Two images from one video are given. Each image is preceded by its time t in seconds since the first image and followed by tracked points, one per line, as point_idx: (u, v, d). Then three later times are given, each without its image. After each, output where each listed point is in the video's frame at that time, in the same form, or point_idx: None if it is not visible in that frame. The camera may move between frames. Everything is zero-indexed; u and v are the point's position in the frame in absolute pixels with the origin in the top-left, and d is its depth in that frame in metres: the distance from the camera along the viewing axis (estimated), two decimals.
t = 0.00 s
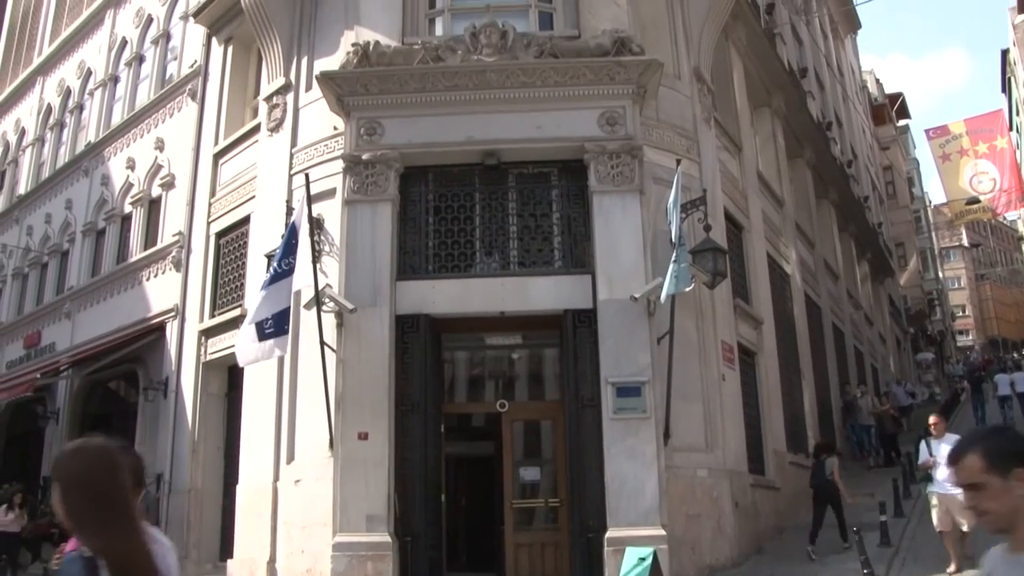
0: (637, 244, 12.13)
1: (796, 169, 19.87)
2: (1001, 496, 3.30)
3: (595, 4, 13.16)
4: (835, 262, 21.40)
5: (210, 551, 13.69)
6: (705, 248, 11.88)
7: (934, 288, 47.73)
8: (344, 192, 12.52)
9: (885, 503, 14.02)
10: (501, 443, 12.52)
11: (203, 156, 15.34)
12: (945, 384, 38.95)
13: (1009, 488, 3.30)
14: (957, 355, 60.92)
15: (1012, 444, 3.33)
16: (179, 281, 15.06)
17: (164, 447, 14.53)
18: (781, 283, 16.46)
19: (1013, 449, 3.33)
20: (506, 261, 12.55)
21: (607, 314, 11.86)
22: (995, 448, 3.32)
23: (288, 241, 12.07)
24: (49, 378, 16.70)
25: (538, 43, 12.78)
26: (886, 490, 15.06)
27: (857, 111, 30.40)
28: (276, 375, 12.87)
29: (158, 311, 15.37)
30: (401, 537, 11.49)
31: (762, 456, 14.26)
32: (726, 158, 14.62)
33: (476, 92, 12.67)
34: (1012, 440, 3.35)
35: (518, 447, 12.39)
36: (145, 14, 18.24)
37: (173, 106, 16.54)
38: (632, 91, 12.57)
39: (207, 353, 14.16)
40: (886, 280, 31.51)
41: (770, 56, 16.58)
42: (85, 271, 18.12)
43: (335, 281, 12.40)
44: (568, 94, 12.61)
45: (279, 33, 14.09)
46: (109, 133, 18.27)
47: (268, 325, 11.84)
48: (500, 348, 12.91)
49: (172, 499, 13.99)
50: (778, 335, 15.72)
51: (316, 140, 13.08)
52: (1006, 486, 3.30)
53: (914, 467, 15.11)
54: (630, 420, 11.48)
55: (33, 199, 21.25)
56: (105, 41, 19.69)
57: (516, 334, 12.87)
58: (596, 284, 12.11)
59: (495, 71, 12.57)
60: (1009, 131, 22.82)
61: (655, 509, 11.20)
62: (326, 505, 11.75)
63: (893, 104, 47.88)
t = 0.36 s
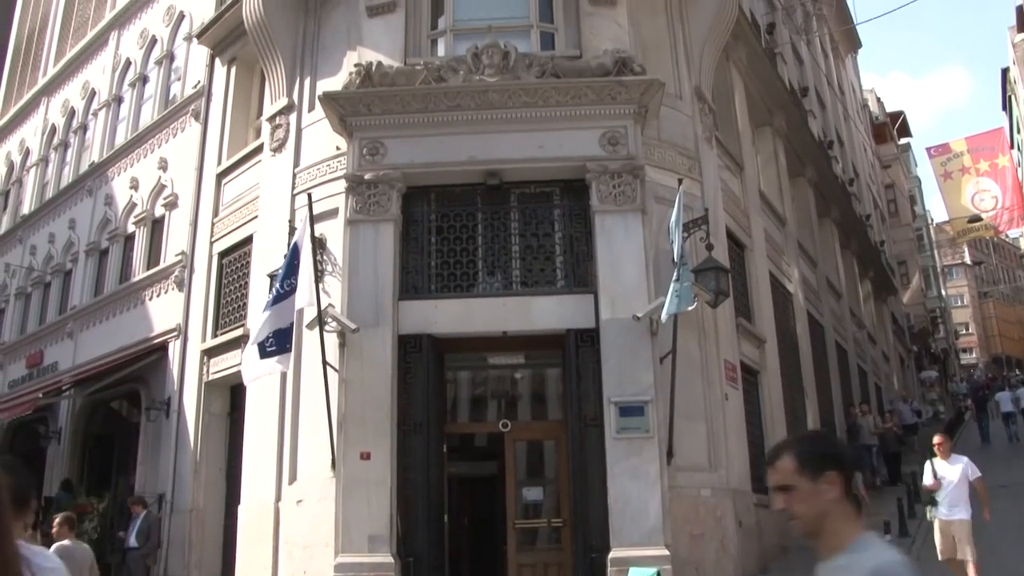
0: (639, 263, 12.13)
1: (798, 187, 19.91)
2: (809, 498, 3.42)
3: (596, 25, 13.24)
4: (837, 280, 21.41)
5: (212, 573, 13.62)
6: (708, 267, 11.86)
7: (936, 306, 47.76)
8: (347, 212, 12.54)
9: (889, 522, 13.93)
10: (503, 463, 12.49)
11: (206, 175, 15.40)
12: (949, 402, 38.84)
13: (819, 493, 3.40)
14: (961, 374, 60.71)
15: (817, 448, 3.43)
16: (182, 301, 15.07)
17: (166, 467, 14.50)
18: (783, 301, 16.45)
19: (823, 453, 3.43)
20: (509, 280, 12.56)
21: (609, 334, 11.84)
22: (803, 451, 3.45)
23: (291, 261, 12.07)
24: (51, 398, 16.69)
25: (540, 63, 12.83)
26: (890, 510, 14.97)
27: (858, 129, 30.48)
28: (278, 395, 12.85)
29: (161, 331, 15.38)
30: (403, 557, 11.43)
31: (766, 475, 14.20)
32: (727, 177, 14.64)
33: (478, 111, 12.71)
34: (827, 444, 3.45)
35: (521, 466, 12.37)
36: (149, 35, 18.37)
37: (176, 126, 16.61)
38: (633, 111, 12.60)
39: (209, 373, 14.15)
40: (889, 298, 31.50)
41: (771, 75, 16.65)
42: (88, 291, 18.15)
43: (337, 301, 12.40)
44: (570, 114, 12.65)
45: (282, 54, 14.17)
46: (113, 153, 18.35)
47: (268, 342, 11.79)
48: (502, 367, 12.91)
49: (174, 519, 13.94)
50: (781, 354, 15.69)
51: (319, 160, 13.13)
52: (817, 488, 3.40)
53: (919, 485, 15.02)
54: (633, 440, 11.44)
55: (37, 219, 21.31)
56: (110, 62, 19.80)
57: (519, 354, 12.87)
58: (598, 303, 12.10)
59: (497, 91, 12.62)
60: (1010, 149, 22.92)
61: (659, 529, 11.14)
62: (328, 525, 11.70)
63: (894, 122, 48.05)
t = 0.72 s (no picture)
0: (643, 283, 12.13)
1: (800, 206, 19.94)
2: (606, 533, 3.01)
3: (598, 45, 13.28)
4: (840, 298, 21.39)
5: None
6: (711, 286, 11.85)
7: (940, 324, 47.84)
8: (350, 232, 12.57)
9: (897, 542, 13.80)
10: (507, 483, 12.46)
11: (209, 196, 15.46)
12: (953, 421, 38.67)
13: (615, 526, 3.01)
14: (965, 393, 60.54)
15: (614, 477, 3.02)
16: (185, 321, 15.08)
17: (168, 487, 14.45)
18: (786, 319, 16.42)
19: (620, 484, 3.03)
20: (512, 300, 12.57)
21: (612, 353, 11.82)
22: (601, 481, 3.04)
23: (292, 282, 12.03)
24: (54, 417, 16.66)
25: (542, 84, 12.87)
26: (896, 529, 14.87)
27: (860, 148, 30.58)
28: (281, 415, 12.83)
29: (164, 350, 15.38)
30: None
31: (770, 494, 14.13)
32: (730, 197, 14.67)
33: (481, 132, 12.75)
34: (624, 476, 3.05)
35: (524, 487, 12.36)
36: (153, 57, 18.49)
37: (180, 147, 16.68)
38: (635, 131, 12.63)
39: (212, 393, 14.14)
40: (892, 316, 31.46)
41: (772, 94, 16.71)
42: (91, 310, 18.17)
43: (340, 321, 12.40)
44: (572, 134, 12.69)
45: (286, 75, 14.25)
46: (117, 174, 18.43)
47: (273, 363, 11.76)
48: (505, 387, 12.92)
49: (175, 540, 13.87)
50: (784, 373, 15.66)
51: (322, 180, 13.17)
52: (612, 523, 3.00)
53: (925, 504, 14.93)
54: (636, 460, 11.38)
55: (41, 239, 21.37)
56: (114, 84, 19.91)
57: (522, 374, 12.87)
58: (601, 323, 12.09)
59: (499, 111, 12.66)
60: (1010, 167, 22.98)
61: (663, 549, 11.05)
62: (330, 546, 11.63)
63: (896, 141, 48.23)
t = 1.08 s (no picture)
0: (645, 302, 12.13)
1: (802, 224, 19.95)
2: (415, 556, 2.78)
3: (600, 65, 13.31)
4: (842, 316, 21.38)
5: None
6: (713, 305, 11.84)
7: (943, 342, 47.82)
8: (352, 251, 12.58)
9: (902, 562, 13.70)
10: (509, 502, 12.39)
11: (212, 215, 15.50)
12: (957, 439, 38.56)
13: (424, 550, 2.78)
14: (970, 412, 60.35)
15: (436, 501, 2.79)
16: (188, 340, 15.09)
17: (170, 507, 14.41)
18: (788, 337, 16.40)
19: (438, 506, 2.79)
20: (514, 319, 12.56)
21: (615, 372, 11.80)
22: (421, 502, 2.80)
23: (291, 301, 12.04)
24: (56, 436, 16.65)
25: (544, 103, 12.91)
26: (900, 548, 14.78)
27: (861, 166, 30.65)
28: (283, 434, 12.80)
29: (166, 369, 15.38)
30: None
31: (774, 513, 14.07)
32: (732, 216, 14.69)
33: (483, 151, 12.78)
34: (444, 498, 2.83)
35: (526, 506, 12.26)
36: (157, 77, 18.60)
37: (183, 166, 16.74)
38: (637, 150, 12.66)
39: (214, 412, 14.12)
40: (896, 334, 31.43)
41: (773, 112, 16.75)
42: (94, 329, 18.18)
43: (342, 340, 12.41)
44: (574, 154, 12.71)
45: (289, 96, 14.32)
46: (120, 193, 18.49)
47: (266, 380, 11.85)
48: (508, 407, 12.90)
49: (176, 560, 13.81)
50: (787, 391, 15.63)
51: (324, 200, 13.21)
52: (423, 549, 2.78)
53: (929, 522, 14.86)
54: (639, 479, 11.34)
55: (44, 257, 21.41)
56: (118, 104, 20.02)
57: (524, 394, 12.85)
58: (604, 343, 12.08)
59: (501, 130, 12.69)
60: (1012, 185, 23.02)
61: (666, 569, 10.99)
62: (332, 566, 11.57)
63: (897, 159, 48.38)
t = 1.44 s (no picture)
0: (646, 321, 12.12)
1: (802, 242, 19.98)
2: (217, 557, 3.08)
3: (600, 85, 13.35)
4: (844, 335, 21.37)
5: None
6: (714, 323, 11.82)
7: (946, 360, 47.77)
8: (354, 270, 12.59)
9: None
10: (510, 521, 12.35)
11: (214, 233, 15.53)
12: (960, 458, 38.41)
13: (225, 551, 3.07)
14: (974, 432, 60.06)
15: (234, 502, 3.08)
16: (188, 359, 15.08)
17: (169, 527, 14.35)
18: (790, 356, 16.38)
19: (242, 507, 3.09)
20: (515, 338, 12.55)
21: (616, 392, 11.78)
22: (221, 507, 3.09)
23: (286, 314, 11.91)
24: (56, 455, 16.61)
25: (545, 122, 12.96)
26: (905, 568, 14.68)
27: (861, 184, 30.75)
28: (284, 454, 12.76)
29: (167, 388, 15.37)
30: None
31: (776, 532, 13.99)
32: (733, 235, 14.72)
33: (483, 171, 12.81)
34: (246, 502, 3.10)
35: (527, 525, 12.24)
36: (159, 96, 18.69)
37: (185, 185, 16.79)
38: (637, 169, 12.69)
39: (214, 431, 14.09)
40: (897, 352, 31.40)
41: (773, 131, 16.81)
42: (95, 348, 18.18)
43: (343, 359, 12.40)
44: (574, 173, 12.74)
45: (290, 115, 14.38)
46: (121, 213, 18.54)
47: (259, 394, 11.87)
48: (509, 426, 12.86)
49: None
50: (789, 410, 15.58)
51: (326, 219, 13.24)
52: (222, 549, 3.07)
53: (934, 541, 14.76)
54: (641, 498, 11.28)
55: (45, 276, 21.43)
56: (120, 123, 20.10)
57: (525, 413, 12.83)
58: (605, 362, 12.06)
59: (502, 149, 12.72)
60: (1012, 203, 23.06)
61: None
62: None
63: (898, 178, 48.53)
